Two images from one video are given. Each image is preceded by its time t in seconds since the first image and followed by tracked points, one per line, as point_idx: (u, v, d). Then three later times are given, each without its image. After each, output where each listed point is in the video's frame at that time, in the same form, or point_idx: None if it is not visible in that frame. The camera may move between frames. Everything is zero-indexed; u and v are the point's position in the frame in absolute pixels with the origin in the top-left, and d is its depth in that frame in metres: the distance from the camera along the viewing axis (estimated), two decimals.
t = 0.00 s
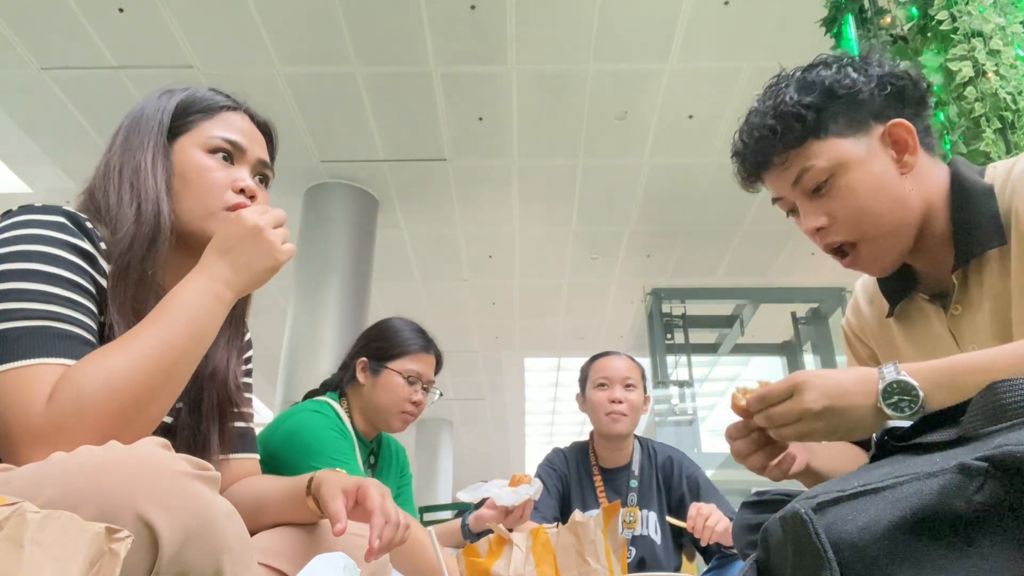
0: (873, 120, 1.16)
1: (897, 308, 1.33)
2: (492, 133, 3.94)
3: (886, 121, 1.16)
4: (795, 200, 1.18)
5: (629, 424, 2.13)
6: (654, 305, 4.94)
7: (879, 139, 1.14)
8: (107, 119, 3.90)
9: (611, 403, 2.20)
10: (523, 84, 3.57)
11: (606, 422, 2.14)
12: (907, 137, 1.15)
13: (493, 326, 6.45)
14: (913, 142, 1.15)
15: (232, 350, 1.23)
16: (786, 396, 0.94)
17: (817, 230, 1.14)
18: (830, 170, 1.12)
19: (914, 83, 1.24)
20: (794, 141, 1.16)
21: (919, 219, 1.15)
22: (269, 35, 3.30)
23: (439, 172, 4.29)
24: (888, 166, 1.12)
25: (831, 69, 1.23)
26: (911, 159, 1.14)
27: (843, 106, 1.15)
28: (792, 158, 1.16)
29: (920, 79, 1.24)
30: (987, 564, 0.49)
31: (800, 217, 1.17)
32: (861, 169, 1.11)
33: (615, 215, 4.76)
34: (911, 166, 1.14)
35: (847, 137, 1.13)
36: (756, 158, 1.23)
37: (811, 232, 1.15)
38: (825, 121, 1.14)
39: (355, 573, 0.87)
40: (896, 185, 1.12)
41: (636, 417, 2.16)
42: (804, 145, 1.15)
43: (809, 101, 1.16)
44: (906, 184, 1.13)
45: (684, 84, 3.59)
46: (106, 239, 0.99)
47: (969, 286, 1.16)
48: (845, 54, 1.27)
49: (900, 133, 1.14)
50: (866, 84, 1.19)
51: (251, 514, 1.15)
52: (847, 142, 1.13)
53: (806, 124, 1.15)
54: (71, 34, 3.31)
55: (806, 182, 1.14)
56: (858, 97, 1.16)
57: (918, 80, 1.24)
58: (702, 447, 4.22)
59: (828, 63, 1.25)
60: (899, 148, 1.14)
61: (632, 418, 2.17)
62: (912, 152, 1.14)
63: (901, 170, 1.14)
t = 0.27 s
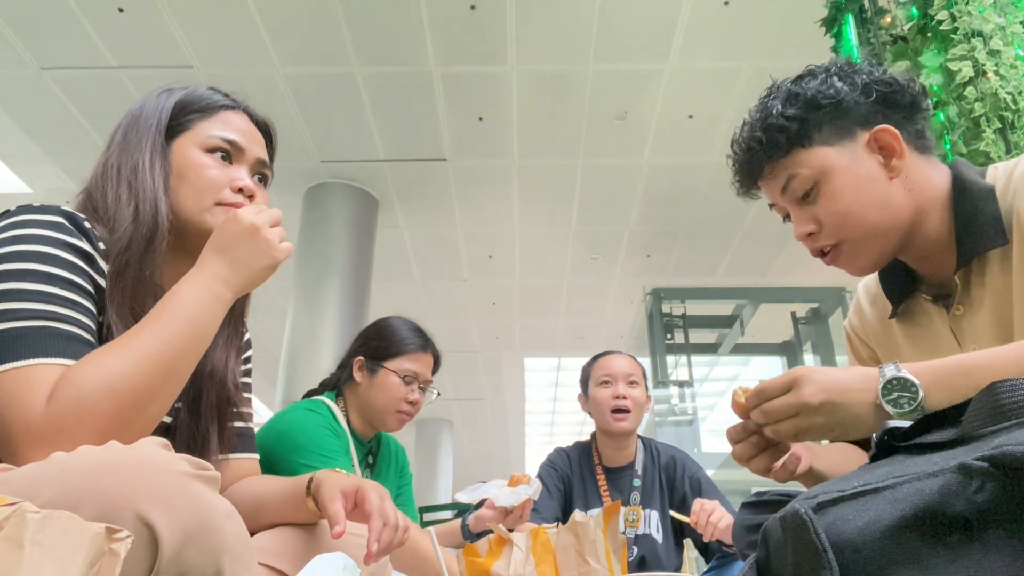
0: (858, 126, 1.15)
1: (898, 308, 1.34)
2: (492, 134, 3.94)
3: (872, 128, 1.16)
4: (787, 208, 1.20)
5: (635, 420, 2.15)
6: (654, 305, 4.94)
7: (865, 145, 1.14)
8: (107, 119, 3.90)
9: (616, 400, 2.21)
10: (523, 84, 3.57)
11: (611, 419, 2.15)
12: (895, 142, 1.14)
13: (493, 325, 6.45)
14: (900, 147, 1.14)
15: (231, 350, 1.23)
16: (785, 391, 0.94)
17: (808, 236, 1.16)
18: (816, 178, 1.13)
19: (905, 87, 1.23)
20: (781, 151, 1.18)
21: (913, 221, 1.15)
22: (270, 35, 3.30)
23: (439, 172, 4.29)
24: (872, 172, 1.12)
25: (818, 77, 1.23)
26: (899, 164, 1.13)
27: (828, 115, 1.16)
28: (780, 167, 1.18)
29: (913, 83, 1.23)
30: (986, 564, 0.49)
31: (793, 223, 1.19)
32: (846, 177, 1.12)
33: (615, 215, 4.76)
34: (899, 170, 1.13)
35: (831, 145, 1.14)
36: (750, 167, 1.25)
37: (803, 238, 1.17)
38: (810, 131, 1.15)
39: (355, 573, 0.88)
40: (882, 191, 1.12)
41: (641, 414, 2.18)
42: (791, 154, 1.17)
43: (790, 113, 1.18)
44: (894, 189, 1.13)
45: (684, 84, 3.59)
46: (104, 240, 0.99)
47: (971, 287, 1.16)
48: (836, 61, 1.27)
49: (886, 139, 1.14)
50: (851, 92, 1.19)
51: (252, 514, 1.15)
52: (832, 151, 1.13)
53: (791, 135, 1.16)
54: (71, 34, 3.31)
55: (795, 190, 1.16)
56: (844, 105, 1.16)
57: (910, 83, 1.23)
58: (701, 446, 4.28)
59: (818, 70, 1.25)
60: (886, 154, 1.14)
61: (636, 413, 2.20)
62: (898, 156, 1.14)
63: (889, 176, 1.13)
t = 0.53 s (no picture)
0: (847, 131, 1.16)
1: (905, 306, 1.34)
2: (492, 134, 3.94)
3: (862, 132, 1.15)
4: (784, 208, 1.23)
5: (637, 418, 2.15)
6: (655, 305, 4.93)
7: (853, 150, 1.14)
8: (106, 119, 3.90)
9: (618, 399, 2.20)
10: (523, 84, 3.57)
11: (614, 416, 2.15)
12: (884, 147, 1.13)
13: (493, 325, 6.45)
14: (889, 152, 1.13)
15: (231, 350, 1.23)
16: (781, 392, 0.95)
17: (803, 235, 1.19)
18: (806, 181, 1.17)
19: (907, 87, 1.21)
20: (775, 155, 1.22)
21: (910, 221, 1.15)
22: (270, 35, 3.30)
23: (439, 172, 4.29)
24: (857, 176, 1.13)
25: (814, 79, 1.24)
26: (890, 168, 1.13)
27: (818, 120, 1.17)
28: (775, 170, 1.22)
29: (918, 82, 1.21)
30: (986, 564, 0.49)
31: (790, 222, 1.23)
32: (834, 180, 1.13)
33: (615, 215, 4.76)
34: (890, 174, 1.13)
35: (820, 151, 1.16)
36: (751, 168, 1.30)
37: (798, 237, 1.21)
38: (801, 135, 1.18)
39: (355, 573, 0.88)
40: (869, 197, 1.13)
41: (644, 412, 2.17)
42: (784, 158, 1.20)
43: (779, 122, 1.21)
44: (881, 195, 1.13)
45: (684, 84, 3.59)
46: (104, 240, 0.99)
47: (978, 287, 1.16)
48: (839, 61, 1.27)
49: (875, 144, 1.13)
50: (844, 95, 1.18)
51: (251, 513, 1.14)
52: (820, 156, 1.15)
53: (782, 140, 1.20)
54: (71, 34, 3.31)
55: (789, 192, 1.20)
56: (835, 109, 1.17)
57: (913, 82, 1.21)
58: (702, 447, 4.30)
59: (819, 71, 1.25)
60: (875, 159, 1.14)
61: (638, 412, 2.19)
62: (889, 160, 1.13)
63: (877, 181, 1.13)
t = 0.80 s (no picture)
0: (855, 124, 1.18)
1: (910, 306, 1.34)
2: (492, 133, 3.94)
3: (868, 127, 1.17)
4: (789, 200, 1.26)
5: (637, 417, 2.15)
6: (654, 305, 4.93)
7: (858, 144, 1.16)
8: (106, 119, 3.90)
9: (618, 399, 2.20)
10: (523, 84, 3.57)
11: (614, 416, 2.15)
12: (888, 141, 1.14)
13: (493, 325, 6.45)
14: (893, 145, 1.14)
15: (231, 351, 1.23)
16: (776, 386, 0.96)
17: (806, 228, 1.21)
18: (808, 172, 1.19)
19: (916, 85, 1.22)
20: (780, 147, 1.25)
21: (912, 219, 1.16)
22: (270, 35, 3.30)
23: (439, 172, 4.29)
24: (861, 169, 1.14)
25: (823, 76, 1.26)
26: (893, 162, 1.14)
27: (825, 113, 1.20)
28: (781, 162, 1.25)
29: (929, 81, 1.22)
30: (988, 564, 0.49)
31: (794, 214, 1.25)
32: (836, 172, 1.16)
33: (615, 215, 4.75)
34: (894, 168, 1.14)
35: (825, 142, 1.18)
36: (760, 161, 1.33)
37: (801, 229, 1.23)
38: (807, 128, 1.21)
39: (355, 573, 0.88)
40: (871, 191, 1.14)
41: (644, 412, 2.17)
42: (789, 151, 1.23)
43: (788, 116, 1.24)
44: (884, 190, 1.14)
45: (683, 84, 3.60)
46: (104, 241, 0.99)
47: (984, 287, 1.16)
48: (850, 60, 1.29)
49: (880, 138, 1.14)
50: (852, 90, 1.21)
51: (251, 514, 1.15)
52: (824, 148, 1.18)
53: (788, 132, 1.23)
54: (71, 34, 3.31)
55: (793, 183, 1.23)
56: (841, 103, 1.19)
57: (923, 80, 1.22)
58: (702, 446, 4.31)
59: (828, 68, 1.28)
60: (879, 152, 1.15)
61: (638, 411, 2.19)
62: (893, 154, 1.14)
63: (881, 175, 1.14)
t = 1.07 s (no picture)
0: (857, 125, 1.18)
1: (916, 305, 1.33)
2: (492, 133, 3.94)
3: (870, 126, 1.17)
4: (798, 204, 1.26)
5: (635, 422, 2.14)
6: (655, 305, 4.93)
7: (863, 144, 1.16)
8: (106, 119, 3.89)
9: (618, 399, 2.21)
10: (523, 84, 3.57)
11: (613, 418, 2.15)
12: (892, 139, 1.15)
13: (493, 325, 6.45)
14: (897, 144, 1.15)
15: (231, 351, 1.23)
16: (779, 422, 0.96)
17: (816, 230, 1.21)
18: (816, 176, 1.19)
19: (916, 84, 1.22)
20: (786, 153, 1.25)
21: (916, 217, 1.16)
22: (270, 35, 3.30)
23: (439, 172, 4.29)
24: (868, 169, 1.15)
25: (824, 79, 1.27)
26: (899, 160, 1.14)
27: (828, 117, 1.20)
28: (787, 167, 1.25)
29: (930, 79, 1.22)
30: (988, 563, 0.49)
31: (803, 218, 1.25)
32: (841, 174, 1.16)
33: (615, 215, 4.75)
34: (900, 166, 1.14)
35: (829, 145, 1.19)
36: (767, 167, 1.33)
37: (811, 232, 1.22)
38: (811, 132, 1.21)
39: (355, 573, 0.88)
40: (880, 189, 1.14)
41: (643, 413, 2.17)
42: (794, 155, 1.24)
43: (791, 121, 1.25)
44: (893, 188, 1.14)
45: (683, 84, 3.60)
46: (103, 242, 0.99)
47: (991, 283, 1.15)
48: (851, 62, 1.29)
49: (883, 137, 1.15)
50: (853, 92, 1.21)
51: (250, 514, 1.14)
52: (830, 151, 1.18)
53: (793, 137, 1.24)
54: (71, 34, 3.31)
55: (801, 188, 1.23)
56: (843, 106, 1.20)
57: (923, 79, 1.22)
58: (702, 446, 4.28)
59: (829, 72, 1.28)
60: (884, 152, 1.15)
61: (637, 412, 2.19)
62: (898, 152, 1.15)
63: (887, 173, 1.15)
